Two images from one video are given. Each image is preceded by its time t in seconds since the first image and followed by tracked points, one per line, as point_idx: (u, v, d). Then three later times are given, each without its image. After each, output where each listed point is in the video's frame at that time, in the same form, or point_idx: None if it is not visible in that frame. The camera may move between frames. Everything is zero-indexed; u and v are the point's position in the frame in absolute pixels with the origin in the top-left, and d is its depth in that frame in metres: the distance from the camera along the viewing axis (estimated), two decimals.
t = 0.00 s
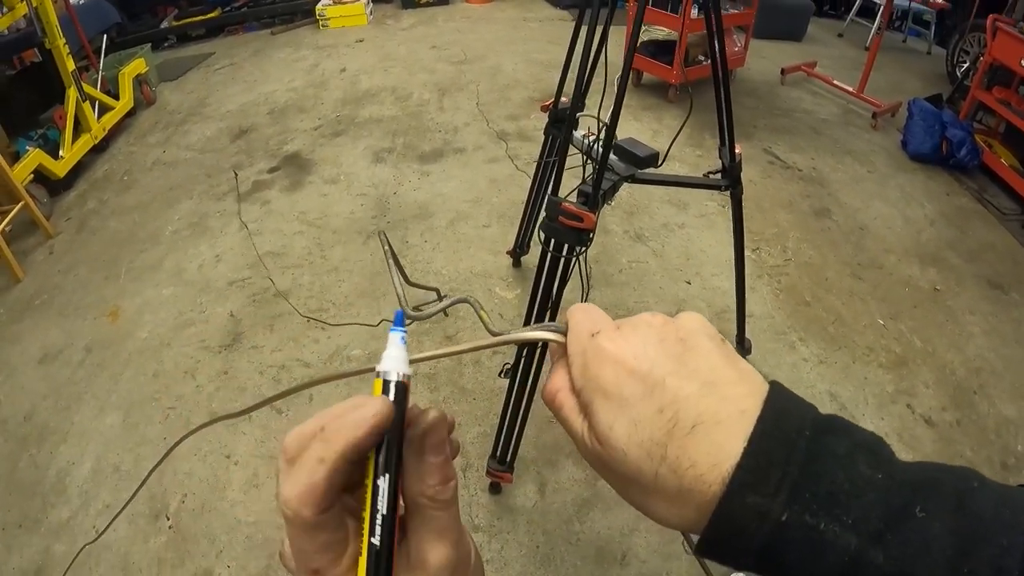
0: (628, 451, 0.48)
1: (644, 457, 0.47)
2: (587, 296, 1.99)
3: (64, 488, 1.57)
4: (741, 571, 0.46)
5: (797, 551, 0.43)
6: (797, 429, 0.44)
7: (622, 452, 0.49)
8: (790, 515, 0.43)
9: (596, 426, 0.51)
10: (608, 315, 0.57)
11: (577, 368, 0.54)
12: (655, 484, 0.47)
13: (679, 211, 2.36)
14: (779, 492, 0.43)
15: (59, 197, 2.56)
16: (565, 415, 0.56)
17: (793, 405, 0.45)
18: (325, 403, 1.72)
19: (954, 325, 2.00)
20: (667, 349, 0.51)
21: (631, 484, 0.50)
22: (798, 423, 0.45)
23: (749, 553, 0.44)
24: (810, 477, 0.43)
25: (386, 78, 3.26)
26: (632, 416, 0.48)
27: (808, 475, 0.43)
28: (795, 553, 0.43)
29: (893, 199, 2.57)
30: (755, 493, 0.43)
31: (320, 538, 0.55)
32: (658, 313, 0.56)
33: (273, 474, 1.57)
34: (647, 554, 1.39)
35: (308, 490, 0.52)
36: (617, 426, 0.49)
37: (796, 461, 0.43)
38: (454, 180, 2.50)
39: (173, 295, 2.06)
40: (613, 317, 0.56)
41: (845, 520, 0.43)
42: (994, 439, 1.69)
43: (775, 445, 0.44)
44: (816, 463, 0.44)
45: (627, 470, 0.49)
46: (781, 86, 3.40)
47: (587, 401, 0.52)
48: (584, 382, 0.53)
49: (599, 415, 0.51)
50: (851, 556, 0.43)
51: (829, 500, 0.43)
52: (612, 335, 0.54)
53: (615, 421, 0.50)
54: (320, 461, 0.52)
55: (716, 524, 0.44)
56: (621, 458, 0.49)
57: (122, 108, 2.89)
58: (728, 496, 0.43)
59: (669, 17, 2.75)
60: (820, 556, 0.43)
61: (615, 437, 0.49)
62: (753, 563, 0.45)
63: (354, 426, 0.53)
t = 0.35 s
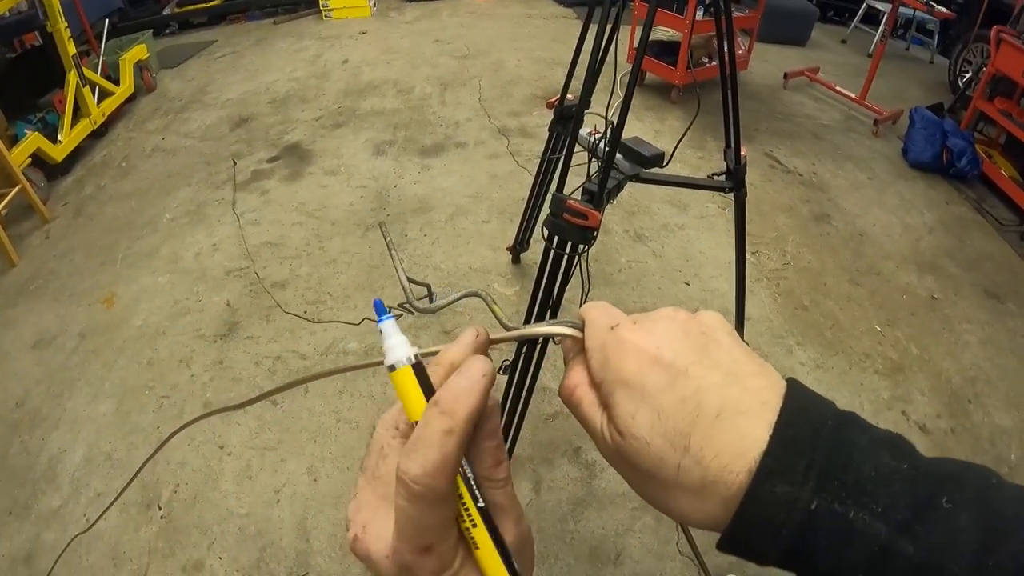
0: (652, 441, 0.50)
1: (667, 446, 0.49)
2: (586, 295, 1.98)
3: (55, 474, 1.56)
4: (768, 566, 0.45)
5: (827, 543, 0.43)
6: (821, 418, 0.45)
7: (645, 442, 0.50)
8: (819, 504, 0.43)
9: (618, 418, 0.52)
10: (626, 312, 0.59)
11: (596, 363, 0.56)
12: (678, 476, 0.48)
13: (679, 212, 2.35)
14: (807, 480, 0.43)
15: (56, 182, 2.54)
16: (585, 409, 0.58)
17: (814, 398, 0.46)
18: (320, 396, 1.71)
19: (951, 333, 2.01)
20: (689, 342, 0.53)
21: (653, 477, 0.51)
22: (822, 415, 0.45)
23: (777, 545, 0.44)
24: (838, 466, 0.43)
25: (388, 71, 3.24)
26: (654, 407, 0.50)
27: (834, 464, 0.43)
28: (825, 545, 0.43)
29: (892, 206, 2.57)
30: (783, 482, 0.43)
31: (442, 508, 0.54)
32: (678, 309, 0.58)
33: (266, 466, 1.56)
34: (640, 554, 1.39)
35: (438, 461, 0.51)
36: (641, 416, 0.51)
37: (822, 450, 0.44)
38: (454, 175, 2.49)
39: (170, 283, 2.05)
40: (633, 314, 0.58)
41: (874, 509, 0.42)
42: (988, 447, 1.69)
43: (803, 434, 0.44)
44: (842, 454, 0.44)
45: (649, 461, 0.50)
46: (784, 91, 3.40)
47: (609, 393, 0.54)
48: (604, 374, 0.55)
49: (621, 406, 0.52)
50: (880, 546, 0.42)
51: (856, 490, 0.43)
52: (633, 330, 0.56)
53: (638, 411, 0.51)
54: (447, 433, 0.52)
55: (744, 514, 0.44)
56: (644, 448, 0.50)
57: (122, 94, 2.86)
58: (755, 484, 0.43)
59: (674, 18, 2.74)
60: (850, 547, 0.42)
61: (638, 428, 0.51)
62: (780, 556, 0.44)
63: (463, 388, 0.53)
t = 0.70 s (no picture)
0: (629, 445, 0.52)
1: (643, 451, 0.51)
2: (581, 293, 1.98)
3: (50, 478, 1.55)
4: (752, 572, 0.45)
5: (810, 548, 0.43)
6: (803, 419, 0.45)
7: (623, 446, 0.52)
8: (801, 509, 0.42)
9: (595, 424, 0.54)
10: (599, 315, 0.61)
11: (571, 368, 0.58)
12: (654, 480, 0.50)
13: (674, 209, 2.35)
14: (787, 484, 0.43)
15: (49, 184, 2.53)
16: (564, 415, 0.60)
17: (797, 399, 0.46)
18: (316, 396, 1.71)
19: (945, 328, 2.01)
20: (662, 345, 0.55)
21: (631, 481, 0.53)
22: (805, 415, 0.45)
23: (759, 550, 0.44)
24: (820, 468, 0.43)
25: (381, 70, 3.23)
26: (629, 412, 0.52)
27: (816, 469, 0.43)
28: (809, 550, 0.43)
29: (886, 202, 2.58)
30: (762, 487, 0.43)
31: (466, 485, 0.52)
32: (652, 311, 0.60)
33: (262, 467, 1.56)
34: (636, 552, 1.39)
35: (479, 432, 0.49)
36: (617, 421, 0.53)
37: (806, 452, 0.44)
38: (448, 174, 2.49)
39: (164, 285, 2.04)
40: (607, 317, 0.60)
41: (859, 513, 0.42)
42: (983, 442, 1.70)
43: (781, 436, 0.44)
44: (824, 456, 0.44)
45: (627, 465, 0.52)
46: (777, 88, 3.40)
47: (584, 398, 0.56)
48: (580, 379, 0.57)
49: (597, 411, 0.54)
50: (866, 550, 0.42)
51: (840, 493, 0.43)
52: (606, 333, 0.58)
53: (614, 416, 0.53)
54: (492, 403, 0.50)
55: (725, 517, 0.44)
56: (622, 453, 0.52)
57: (115, 95, 2.85)
58: (735, 489, 0.44)
59: (668, 16, 2.74)
60: (834, 552, 0.42)
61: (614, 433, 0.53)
62: (763, 560, 0.44)
63: (511, 365, 0.52)
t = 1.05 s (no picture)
0: (606, 447, 0.53)
1: (621, 452, 0.52)
2: (578, 292, 1.98)
3: (53, 489, 1.55)
4: (739, 565, 0.45)
5: (795, 538, 0.43)
6: (782, 410, 0.46)
7: (599, 449, 0.53)
8: (784, 497, 0.43)
9: (569, 428, 0.55)
10: (568, 319, 0.62)
11: (544, 376, 0.58)
12: (634, 483, 0.52)
13: (670, 206, 2.35)
14: (769, 473, 0.43)
15: (46, 196, 2.53)
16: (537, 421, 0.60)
17: (778, 391, 0.47)
18: (316, 401, 1.71)
19: (945, 318, 2.01)
20: (633, 348, 0.57)
21: (608, 484, 0.54)
22: (785, 405, 0.46)
23: (744, 540, 0.44)
24: (802, 457, 0.44)
25: (375, 74, 3.24)
26: (605, 413, 0.53)
27: (796, 456, 0.44)
28: (795, 540, 0.43)
29: (882, 193, 2.58)
30: (742, 476, 0.44)
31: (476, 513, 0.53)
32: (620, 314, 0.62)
33: (264, 473, 1.56)
34: (639, 549, 1.39)
35: (489, 466, 0.50)
36: (593, 425, 0.54)
37: (785, 442, 0.44)
38: (444, 176, 2.49)
39: (162, 294, 2.04)
40: (574, 323, 0.61)
41: (844, 499, 0.43)
42: (985, 431, 1.70)
43: (762, 426, 0.45)
44: (805, 445, 0.44)
45: (605, 467, 0.53)
46: (771, 82, 3.40)
47: (557, 403, 0.57)
48: (551, 383, 0.57)
49: (571, 415, 0.55)
50: (853, 538, 0.42)
51: (822, 481, 0.43)
52: (577, 338, 0.59)
53: (588, 419, 0.54)
54: (496, 437, 0.50)
55: (708, 509, 0.44)
56: (598, 455, 0.53)
57: (109, 106, 2.86)
58: (716, 481, 0.44)
59: (659, 13, 2.74)
60: (821, 541, 0.42)
61: (590, 435, 0.54)
62: (750, 551, 0.44)
63: (511, 398, 0.53)
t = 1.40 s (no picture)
0: (586, 445, 0.53)
1: (600, 449, 0.52)
2: (579, 291, 1.98)
3: (58, 494, 1.56)
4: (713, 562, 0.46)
5: (766, 538, 0.44)
6: (757, 408, 0.46)
7: (579, 446, 0.53)
8: (756, 498, 0.43)
9: (549, 426, 0.56)
10: (546, 319, 0.63)
11: (521, 373, 0.60)
12: (614, 479, 0.52)
13: (670, 203, 2.35)
14: (741, 475, 0.44)
15: (48, 202, 2.53)
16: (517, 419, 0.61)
17: (754, 387, 0.47)
18: (318, 403, 1.71)
19: (946, 313, 2.01)
20: (611, 342, 0.57)
21: (591, 480, 0.54)
22: (761, 403, 0.46)
23: (717, 541, 0.45)
24: (775, 459, 0.44)
25: (374, 75, 3.24)
26: (583, 411, 0.54)
27: (770, 457, 0.44)
28: (766, 541, 0.44)
29: (883, 188, 2.57)
30: (716, 478, 0.44)
31: (452, 517, 0.53)
32: (601, 304, 0.62)
33: (268, 476, 1.56)
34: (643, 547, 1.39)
35: (462, 473, 0.50)
36: (571, 423, 0.54)
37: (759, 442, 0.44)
38: (444, 177, 2.49)
39: (164, 298, 2.05)
40: (553, 321, 0.62)
41: (816, 501, 0.43)
42: (988, 425, 1.69)
43: (735, 428, 0.45)
44: (778, 445, 0.44)
45: (585, 465, 0.54)
46: (770, 78, 3.40)
47: (537, 402, 0.58)
48: (532, 382, 0.58)
49: (551, 413, 0.56)
50: (825, 539, 0.42)
51: (795, 483, 0.43)
52: (554, 337, 0.60)
53: (567, 416, 0.55)
54: (473, 442, 0.50)
55: (682, 510, 0.45)
56: (578, 453, 0.54)
57: (109, 111, 2.86)
58: (690, 484, 0.45)
59: (658, 10, 2.74)
60: (792, 542, 0.43)
61: (568, 433, 0.54)
62: (724, 550, 0.45)
63: (489, 404, 0.53)
